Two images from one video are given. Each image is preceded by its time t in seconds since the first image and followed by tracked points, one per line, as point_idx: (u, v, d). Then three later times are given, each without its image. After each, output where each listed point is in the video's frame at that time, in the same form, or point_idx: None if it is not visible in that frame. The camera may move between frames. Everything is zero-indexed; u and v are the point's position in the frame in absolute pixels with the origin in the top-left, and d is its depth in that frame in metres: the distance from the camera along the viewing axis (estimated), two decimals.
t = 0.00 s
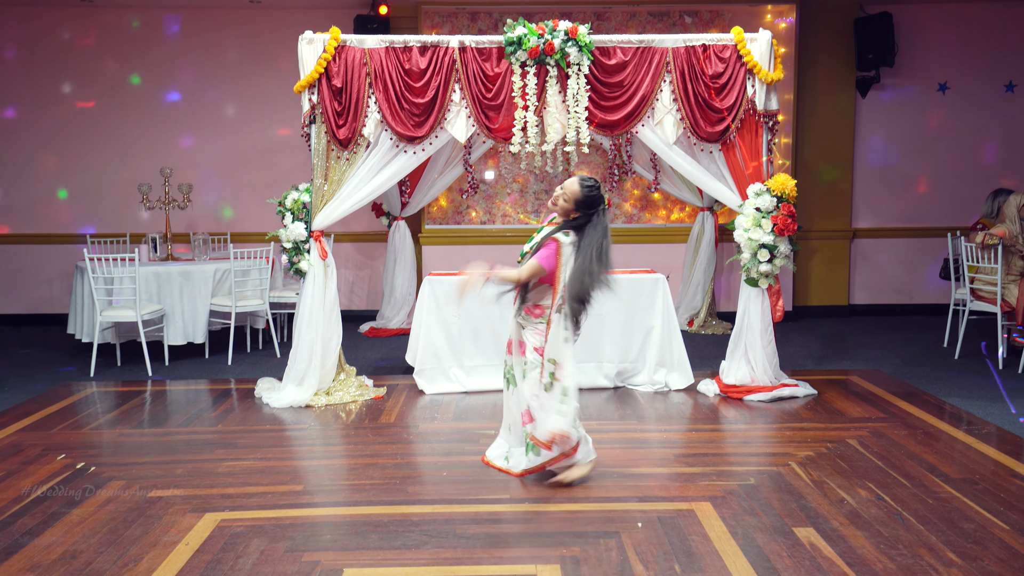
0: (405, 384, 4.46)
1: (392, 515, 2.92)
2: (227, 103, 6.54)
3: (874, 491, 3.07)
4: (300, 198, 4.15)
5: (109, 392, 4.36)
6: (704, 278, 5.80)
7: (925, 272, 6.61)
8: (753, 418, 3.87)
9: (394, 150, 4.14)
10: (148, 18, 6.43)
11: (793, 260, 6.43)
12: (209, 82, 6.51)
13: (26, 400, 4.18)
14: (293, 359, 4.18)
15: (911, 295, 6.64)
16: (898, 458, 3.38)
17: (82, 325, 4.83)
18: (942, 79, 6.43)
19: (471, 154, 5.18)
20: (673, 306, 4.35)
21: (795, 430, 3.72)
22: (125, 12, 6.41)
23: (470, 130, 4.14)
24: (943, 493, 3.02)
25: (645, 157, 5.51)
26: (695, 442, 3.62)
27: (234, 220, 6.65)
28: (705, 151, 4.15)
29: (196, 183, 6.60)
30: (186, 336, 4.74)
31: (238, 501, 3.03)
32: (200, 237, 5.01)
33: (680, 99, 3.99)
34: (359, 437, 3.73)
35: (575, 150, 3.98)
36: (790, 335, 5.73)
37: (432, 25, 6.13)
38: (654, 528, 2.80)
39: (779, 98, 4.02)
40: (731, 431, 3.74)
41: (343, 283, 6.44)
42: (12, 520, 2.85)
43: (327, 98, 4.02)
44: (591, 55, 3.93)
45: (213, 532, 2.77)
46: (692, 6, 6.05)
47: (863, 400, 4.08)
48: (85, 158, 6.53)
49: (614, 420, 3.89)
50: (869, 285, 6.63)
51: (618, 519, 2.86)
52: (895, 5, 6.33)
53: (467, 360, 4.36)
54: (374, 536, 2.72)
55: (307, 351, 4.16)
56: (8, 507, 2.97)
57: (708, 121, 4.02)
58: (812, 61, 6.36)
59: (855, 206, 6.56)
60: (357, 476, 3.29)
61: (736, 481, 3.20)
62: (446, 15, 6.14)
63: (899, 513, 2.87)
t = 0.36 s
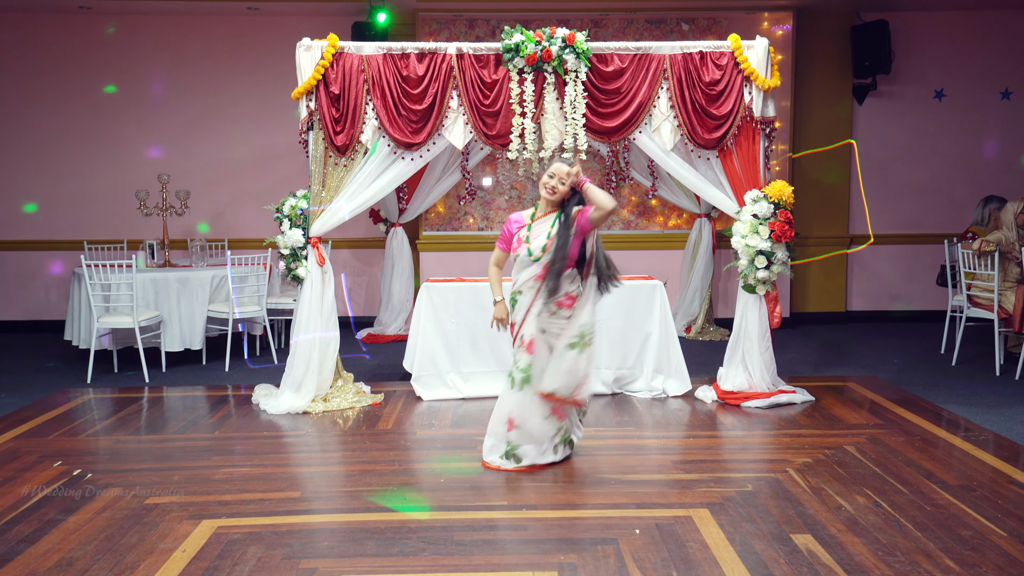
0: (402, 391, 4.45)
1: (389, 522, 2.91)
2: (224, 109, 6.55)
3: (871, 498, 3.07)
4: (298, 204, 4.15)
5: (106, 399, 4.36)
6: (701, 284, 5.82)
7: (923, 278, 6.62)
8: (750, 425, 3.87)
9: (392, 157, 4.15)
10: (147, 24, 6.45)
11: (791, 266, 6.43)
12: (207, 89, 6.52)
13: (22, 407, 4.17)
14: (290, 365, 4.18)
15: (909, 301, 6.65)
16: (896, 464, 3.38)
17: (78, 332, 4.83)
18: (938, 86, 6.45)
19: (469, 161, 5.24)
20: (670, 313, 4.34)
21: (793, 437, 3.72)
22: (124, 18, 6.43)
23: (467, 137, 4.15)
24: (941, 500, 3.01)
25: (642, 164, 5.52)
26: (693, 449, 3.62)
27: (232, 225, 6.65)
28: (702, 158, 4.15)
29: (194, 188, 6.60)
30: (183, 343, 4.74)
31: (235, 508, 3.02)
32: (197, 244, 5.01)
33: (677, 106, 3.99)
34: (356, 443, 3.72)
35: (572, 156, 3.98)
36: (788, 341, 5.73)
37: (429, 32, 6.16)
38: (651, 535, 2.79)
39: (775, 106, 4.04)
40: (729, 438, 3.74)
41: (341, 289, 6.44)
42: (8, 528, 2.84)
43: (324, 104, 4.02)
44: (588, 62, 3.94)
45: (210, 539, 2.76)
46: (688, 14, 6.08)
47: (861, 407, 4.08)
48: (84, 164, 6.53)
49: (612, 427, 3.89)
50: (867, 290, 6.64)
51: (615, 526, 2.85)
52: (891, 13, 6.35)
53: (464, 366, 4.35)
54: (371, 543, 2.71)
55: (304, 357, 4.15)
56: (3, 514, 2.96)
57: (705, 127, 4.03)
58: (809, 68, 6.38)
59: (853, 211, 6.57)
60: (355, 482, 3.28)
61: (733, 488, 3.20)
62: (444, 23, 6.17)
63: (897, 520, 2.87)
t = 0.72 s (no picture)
0: (400, 396, 4.44)
1: (387, 528, 2.91)
2: (223, 115, 6.55)
3: (869, 504, 3.07)
4: (297, 210, 4.15)
5: (104, 404, 4.35)
6: (699, 290, 5.84)
7: (921, 283, 6.63)
8: (748, 431, 3.87)
9: (390, 162, 4.15)
10: (146, 30, 6.46)
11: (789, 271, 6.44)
12: (206, 94, 6.53)
13: (20, 413, 4.16)
14: (288, 370, 4.17)
15: (907, 306, 6.65)
16: (894, 470, 3.38)
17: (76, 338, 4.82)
18: (936, 92, 6.46)
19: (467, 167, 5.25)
20: (668, 317, 4.35)
21: (791, 443, 3.72)
22: (122, 24, 6.44)
23: (465, 142, 4.15)
24: (940, 506, 3.01)
25: (640, 171, 5.62)
26: (691, 454, 3.62)
27: (231, 230, 6.65)
28: (701, 164, 4.16)
29: (193, 193, 6.60)
30: (181, 349, 4.73)
31: (233, 514, 3.02)
32: (195, 250, 5.01)
33: (675, 112, 4.00)
34: (354, 449, 3.72)
35: (570, 162, 3.99)
36: (786, 347, 5.73)
37: (427, 38, 6.13)
38: (650, 541, 2.79)
39: (773, 111, 4.05)
40: (727, 444, 3.74)
41: (339, 295, 6.43)
42: (4, 534, 2.83)
43: (323, 110, 4.03)
44: (586, 68, 3.95)
45: (207, 545, 2.75)
46: (687, 20, 6.08)
47: (859, 413, 4.07)
48: (82, 169, 6.53)
49: (610, 432, 3.88)
50: (865, 295, 6.65)
51: (614, 532, 2.85)
52: (888, 19, 6.36)
53: (462, 372, 4.33)
54: (369, 549, 2.71)
55: (302, 362, 4.15)
56: None
57: (704, 133, 4.03)
58: (807, 74, 6.39)
59: (851, 216, 6.57)
60: (352, 488, 3.27)
61: (732, 494, 3.20)
62: (441, 29, 6.13)
63: (895, 527, 2.87)
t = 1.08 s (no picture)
0: (399, 397, 4.43)
1: (385, 528, 2.91)
2: (222, 115, 6.55)
3: (868, 505, 3.07)
4: (296, 210, 4.15)
5: (103, 405, 4.35)
6: (699, 291, 5.84)
7: (920, 284, 6.63)
8: (747, 432, 3.87)
9: (389, 163, 4.14)
10: (146, 30, 6.46)
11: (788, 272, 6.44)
12: (206, 95, 6.53)
13: (19, 413, 4.16)
14: (287, 371, 4.17)
15: (907, 307, 6.65)
16: (893, 472, 3.38)
17: (74, 339, 4.82)
18: (936, 94, 6.46)
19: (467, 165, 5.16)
20: (667, 317, 4.34)
21: (790, 444, 3.72)
22: (122, 24, 6.44)
23: (465, 143, 4.15)
24: (939, 508, 3.01)
25: (639, 171, 5.58)
26: (690, 455, 3.62)
27: (231, 230, 6.65)
28: (700, 165, 4.16)
29: (193, 193, 6.60)
30: (181, 349, 4.74)
31: (232, 515, 3.02)
32: (194, 250, 5.01)
33: (674, 113, 4.00)
34: (353, 450, 3.72)
35: (570, 163, 4.02)
36: (785, 348, 5.73)
37: (426, 39, 6.13)
38: (649, 541, 2.79)
39: (774, 113, 4.03)
40: (726, 445, 3.74)
41: (338, 295, 6.43)
42: (3, 534, 2.83)
43: (322, 111, 4.03)
44: (586, 70, 3.96)
45: (206, 545, 2.75)
46: (687, 22, 6.09)
47: (858, 414, 4.07)
48: (82, 169, 6.53)
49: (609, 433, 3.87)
50: (865, 297, 6.65)
51: (612, 532, 2.85)
52: (888, 21, 6.36)
53: (462, 372, 4.25)
54: (368, 549, 2.71)
55: (301, 362, 4.14)
56: None
57: (703, 134, 4.03)
58: (807, 76, 6.39)
59: (851, 218, 6.58)
60: (352, 489, 3.27)
61: (731, 494, 3.20)
62: (441, 30, 6.14)
63: (894, 528, 2.87)
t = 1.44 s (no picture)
0: (401, 393, 4.41)
1: (388, 525, 2.91)
2: (225, 113, 6.55)
3: (870, 502, 3.07)
4: (298, 207, 4.16)
5: (105, 402, 4.35)
6: (702, 288, 5.82)
7: (923, 281, 6.62)
8: (750, 429, 3.86)
9: (391, 160, 4.14)
10: (148, 27, 6.45)
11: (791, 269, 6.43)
12: (209, 92, 6.53)
13: (21, 411, 4.17)
14: (290, 368, 4.16)
15: (909, 304, 6.65)
16: (896, 469, 3.37)
17: (77, 336, 4.83)
18: (938, 91, 6.45)
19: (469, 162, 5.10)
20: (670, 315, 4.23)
21: (792, 441, 3.71)
22: (124, 21, 6.43)
23: (467, 140, 4.15)
24: (941, 505, 3.01)
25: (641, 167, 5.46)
26: (692, 453, 3.61)
27: (232, 227, 6.65)
28: (702, 162, 4.16)
29: (194, 190, 6.60)
30: (183, 346, 4.75)
31: (234, 511, 3.02)
32: (195, 247, 5.00)
33: (677, 110, 4.00)
34: (355, 447, 3.72)
35: (572, 160, 4.04)
36: (787, 345, 5.73)
37: (429, 36, 6.12)
38: (650, 538, 2.79)
39: (775, 110, 4.04)
40: (728, 442, 3.74)
41: (340, 292, 6.43)
42: (6, 531, 2.84)
43: (324, 107, 4.04)
44: (588, 66, 3.96)
45: (209, 542, 2.76)
46: (690, 18, 6.08)
47: (861, 411, 4.07)
48: (84, 166, 6.54)
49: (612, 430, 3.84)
50: (867, 294, 6.64)
51: (615, 529, 2.85)
52: (891, 18, 6.35)
53: (464, 369, 4.18)
54: (370, 546, 2.72)
55: (303, 360, 4.13)
56: (2, 517, 2.96)
57: (705, 131, 4.02)
58: (809, 73, 6.38)
59: (852, 215, 6.57)
60: (354, 486, 3.28)
61: (733, 492, 3.19)
62: (444, 26, 6.14)
63: (896, 525, 2.87)
